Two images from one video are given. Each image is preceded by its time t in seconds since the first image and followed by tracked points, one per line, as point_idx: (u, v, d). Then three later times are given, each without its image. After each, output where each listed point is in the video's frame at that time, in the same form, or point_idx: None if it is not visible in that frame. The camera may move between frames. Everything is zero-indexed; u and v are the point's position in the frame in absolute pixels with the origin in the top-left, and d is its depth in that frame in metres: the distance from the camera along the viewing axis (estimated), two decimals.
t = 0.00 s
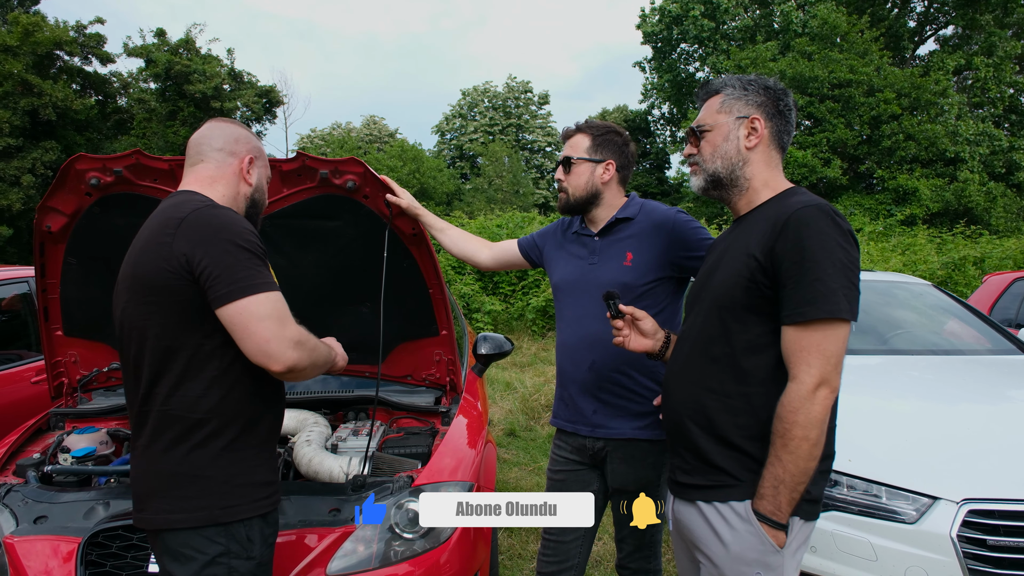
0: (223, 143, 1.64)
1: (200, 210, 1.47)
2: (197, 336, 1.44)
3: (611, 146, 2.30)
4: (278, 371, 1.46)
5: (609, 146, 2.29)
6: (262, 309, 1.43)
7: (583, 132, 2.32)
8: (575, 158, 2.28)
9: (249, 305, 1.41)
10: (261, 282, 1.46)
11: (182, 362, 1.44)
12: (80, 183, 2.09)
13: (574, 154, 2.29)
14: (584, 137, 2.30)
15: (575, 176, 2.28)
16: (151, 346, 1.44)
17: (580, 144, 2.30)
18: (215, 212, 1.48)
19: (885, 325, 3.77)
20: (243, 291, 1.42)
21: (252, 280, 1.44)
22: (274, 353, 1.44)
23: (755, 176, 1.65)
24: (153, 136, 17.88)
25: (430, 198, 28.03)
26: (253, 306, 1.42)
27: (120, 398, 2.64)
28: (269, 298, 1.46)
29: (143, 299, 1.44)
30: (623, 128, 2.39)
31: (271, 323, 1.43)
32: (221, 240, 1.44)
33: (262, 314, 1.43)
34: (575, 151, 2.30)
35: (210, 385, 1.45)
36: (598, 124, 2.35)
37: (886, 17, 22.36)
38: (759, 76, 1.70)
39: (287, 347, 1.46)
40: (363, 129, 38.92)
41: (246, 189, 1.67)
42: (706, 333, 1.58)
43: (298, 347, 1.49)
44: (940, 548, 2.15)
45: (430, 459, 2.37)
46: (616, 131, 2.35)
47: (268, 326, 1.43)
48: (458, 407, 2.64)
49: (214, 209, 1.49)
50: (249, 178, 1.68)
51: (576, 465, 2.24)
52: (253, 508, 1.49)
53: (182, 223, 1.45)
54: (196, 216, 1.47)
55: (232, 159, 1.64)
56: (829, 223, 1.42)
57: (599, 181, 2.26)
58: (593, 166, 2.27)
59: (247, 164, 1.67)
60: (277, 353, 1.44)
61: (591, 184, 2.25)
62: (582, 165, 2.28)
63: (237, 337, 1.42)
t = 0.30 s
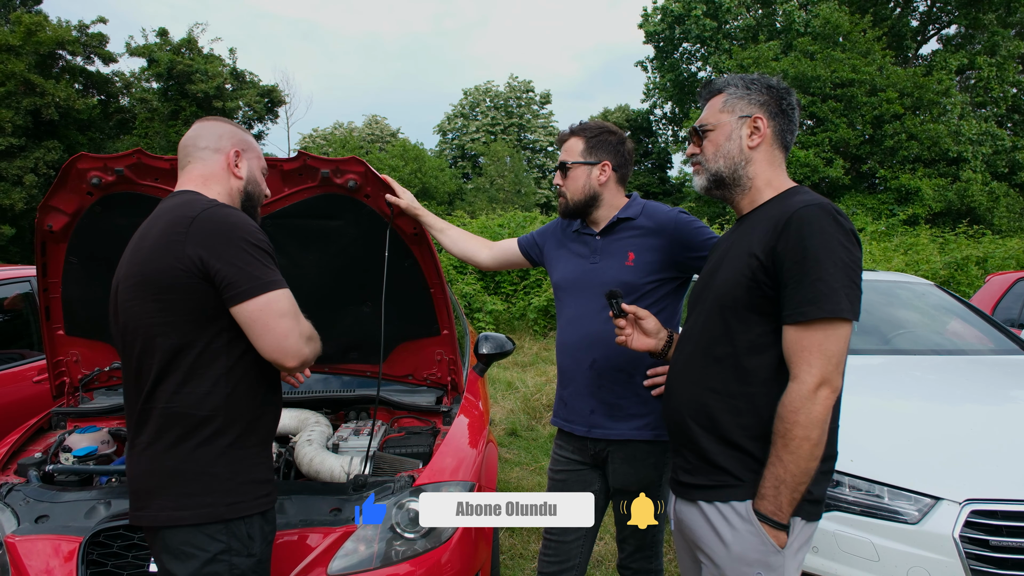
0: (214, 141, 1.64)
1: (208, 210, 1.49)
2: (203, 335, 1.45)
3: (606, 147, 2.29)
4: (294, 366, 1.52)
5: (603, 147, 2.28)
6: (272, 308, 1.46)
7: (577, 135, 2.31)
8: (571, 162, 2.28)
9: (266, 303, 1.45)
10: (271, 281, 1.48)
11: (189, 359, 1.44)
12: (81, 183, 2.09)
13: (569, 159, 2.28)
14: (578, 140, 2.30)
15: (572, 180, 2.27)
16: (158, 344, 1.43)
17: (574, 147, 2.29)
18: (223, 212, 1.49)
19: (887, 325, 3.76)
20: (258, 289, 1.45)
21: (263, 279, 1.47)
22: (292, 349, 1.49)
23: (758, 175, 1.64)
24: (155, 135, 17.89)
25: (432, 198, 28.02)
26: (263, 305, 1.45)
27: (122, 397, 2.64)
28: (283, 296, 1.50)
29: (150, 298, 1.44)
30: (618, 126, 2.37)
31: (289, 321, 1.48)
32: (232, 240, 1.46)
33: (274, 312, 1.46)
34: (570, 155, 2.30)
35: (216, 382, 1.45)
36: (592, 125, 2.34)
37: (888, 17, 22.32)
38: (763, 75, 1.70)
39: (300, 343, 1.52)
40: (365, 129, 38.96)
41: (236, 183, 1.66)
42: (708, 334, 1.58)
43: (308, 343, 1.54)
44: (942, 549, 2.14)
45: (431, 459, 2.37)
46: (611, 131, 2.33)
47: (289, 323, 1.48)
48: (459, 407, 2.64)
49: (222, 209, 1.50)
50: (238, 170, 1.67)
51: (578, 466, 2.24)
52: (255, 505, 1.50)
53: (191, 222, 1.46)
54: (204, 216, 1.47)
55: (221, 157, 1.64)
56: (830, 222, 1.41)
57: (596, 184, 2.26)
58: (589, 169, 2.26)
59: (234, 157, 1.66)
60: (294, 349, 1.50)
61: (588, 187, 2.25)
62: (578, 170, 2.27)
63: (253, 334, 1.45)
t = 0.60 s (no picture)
0: (204, 139, 1.63)
1: (194, 208, 1.48)
2: (188, 333, 1.44)
3: (598, 149, 2.27)
4: (256, 371, 1.44)
5: (597, 149, 2.27)
6: (243, 307, 1.41)
7: (570, 140, 2.32)
8: (566, 168, 2.28)
9: (229, 302, 1.40)
10: (251, 280, 1.46)
11: (174, 357, 1.44)
12: (81, 182, 2.08)
13: (564, 164, 2.28)
14: (571, 145, 2.30)
15: (568, 185, 2.27)
16: (146, 342, 1.44)
17: (568, 153, 2.30)
18: (210, 210, 1.49)
19: (888, 324, 3.75)
20: (225, 287, 1.40)
21: (242, 277, 1.44)
22: (251, 353, 1.41)
23: (760, 174, 1.64)
24: (157, 135, 17.87)
25: (433, 196, 27.99)
26: (233, 305, 1.40)
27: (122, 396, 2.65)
28: (253, 295, 1.45)
29: (137, 296, 1.44)
30: (611, 127, 2.36)
31: (251, 322, 1.41)
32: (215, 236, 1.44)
33: (240, 312, 1.41)
34: (564, 160, 2.30)
35: (202, 381, 1.45)
36: (585, 128, 2.33)
37: (889, 16, 22.29)
38: (764, 73, 1.69)
39: (263, 347, 1.43)
40: (366, 128, 38.98)
41: (223, 178, 1.65)
42: (708, 332, 1.58)
43: (276, 347, 1.45)
44: (943, 548, 2.14)
45: (432, 458, 2.37)
46: (603, 132, 2.32)
47: (250, 324, 1.41)
48: (459, 406, 2.64)
49: (208, 207, 1.50)
50: (222, 165, 1.64)
51: (579, 464, 2.23)
52: (243, 504, 1.49)
53: (174, 221, 1.46)
54: (188, 214, 1.47)
55: (205, 155, 1.62)
56: (831, 220, 1.41)
57: (592, 186, 2.25)
58: (584, 172, 2.25)
59: (217, 153, 1.64)
60: (254, 353, 1.42)
61: (585, 191, 2.24)
62: (574, 174, 2.26)
63: (215, 332, 1.40)
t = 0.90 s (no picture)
0: (197, 137, 1.64)
1: (168, 203, 1.48)
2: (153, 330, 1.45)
3: (599, 145, 2.27)
4: (193, 373, 1.39)
5: (598, 146, 2.26)
6: (192, 304, 1.39)
7: (572, 138, 2.31)
8: (568, 165, 2.27)
9: (174, 297, 1.38)
10: (212, 279, 1.44)
11: (143, 353, 1.45)
12: (83, 180, 2.08)
13: (566, 161, 2.27)
14: (573, 142, 2.29)
15: (570, 182, 2.26)
16: (117, 337, 1.46)
17: (570, 150, 2.29)
18: (183, 205, 1.48)
19: (891, 322, 3.74)
20: (176, 284, 1.39)
21: (203, 273, 1.43)
22: (188, 352, 1.37)
23: (762, 171, 1.63)
24: (159, 133, 17.88)
25: (435, 194, 27.97)
26: (182, 300, 1.38)
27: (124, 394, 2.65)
28: (205, 295, 1.41)
29: (109, 288, 1.47)
30: (612, 124, 2.35)
31: (195, 321, 1.38)
32: (186, 229, 1.44)
33: (187, 308, 1.38)
34: (566, 157, 2.29)
35: (170, 379, 1.45)
36: (586, 125, 2.32)
37: (893, 13, 22.22)
38: (768, 71, 1.69)
39: (204, 349, 1.39)
40: (368, 126, 38.98)
41: (216, 176, 1.65)
42: (709, 330, 1.58)
43: (218, 351, 1.40)
44: (945, 547, 2.13)
45: (433, 456, 2.36)
46: (605, 128, 2.31)
47: (192, 322, 1.38)
48: (461, 405, 2.64)
49: (185, 202, 1.50)
50: (213, 163, 1.64)
51: (582, 463, 2.23)
52: (218, 502, 1.48)
53: (144, 215, 1.48)
54: (162, 207, 1.48)
55: (197, 152, 1.63)
56: (835, 219, 1.40)
57: (594, 183, 2.24)
58: (586, 169, 2.24)
59: (210, 151, 1.64)
60: (191, 353, 1.37)
61: (586, 187, 2.24)
62: (576, 171, 2.26)
63: (159, 328, 1.39)
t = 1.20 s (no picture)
0: (141, 128, 1.60)
1: (112, 202, 1.45)
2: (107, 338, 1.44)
3: (601, 140, 2.26)
4: (147, 383, 1.37)
5: (600, 141, 2.26)
6: (143, 311, 1.37)
7: (574, 133, 2.30)
8: (569, 160, 2.27)
9: (123, 304, 1.36)
10: (163, 281, 1.42)
11: (99, 361, 1.44)
12: (83, 177, 2.09)
13: (567, 156, 2.27)
14: (574, 137, 2.28)
15: (571, 177, 2.26)
16: (76, 344, 1.45)
17: (570, 145, 2.28)
18: (128, 204, 1.45)
19: (893, 320, 3.73)
20: (125, 290, 1.36)
21: (156, 275, 1.41)
22: (140, 362, 1.35)
23: (762, 168, 1.63)
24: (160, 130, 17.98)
25: (437, 191, 27.94)
26: (132, 306, 1.36)
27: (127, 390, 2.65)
28: (158, 300, 1.39)
29: (62, 297, 1.46)
30: (615, 120, 2.34)
31: (147, 328, 1.36)
32: (132, 227, 1.42)
33: (139, 316, 1.36)
34: (568, 152, 2.28)
35: (125, 389, 1.43)
36: (588, 121, 2.31)
37: (896, 9, 22.13)
38: (767, 66, 1.68)
39: (157, 358, 1.36)
40: (370, 123, 38.98)
41: (168, 168, 1.63)
42: (711, 328, 1.57)
43: (174, 359, 1.39)
44: (947, 544, 2.13)
45: (433, 453, 2.36)
46: (607, 124, 2.31)
47: (144, 331, 1.36)
48: (462, 402, 2.64)
49: (131, 198, 1.48)
50: (164, 154, 1.61)
51: (582, 460, 2.23)
52: (172, 521, 1.44)
53: (87, 217, 1.45)
54: (109, 205, 1.45)
55: (143, 144, 1.60)
56: (836, 216, 1.40)
57: (594, 178, 2.23)
58: (587, 164, 2.24)
59: (157, 141, 1.60)
60: (144, 362, 1.35)
61: (587, 182, 2.23)
62: (577, 166, 2.25)
63: (110, 336, 1.37)
